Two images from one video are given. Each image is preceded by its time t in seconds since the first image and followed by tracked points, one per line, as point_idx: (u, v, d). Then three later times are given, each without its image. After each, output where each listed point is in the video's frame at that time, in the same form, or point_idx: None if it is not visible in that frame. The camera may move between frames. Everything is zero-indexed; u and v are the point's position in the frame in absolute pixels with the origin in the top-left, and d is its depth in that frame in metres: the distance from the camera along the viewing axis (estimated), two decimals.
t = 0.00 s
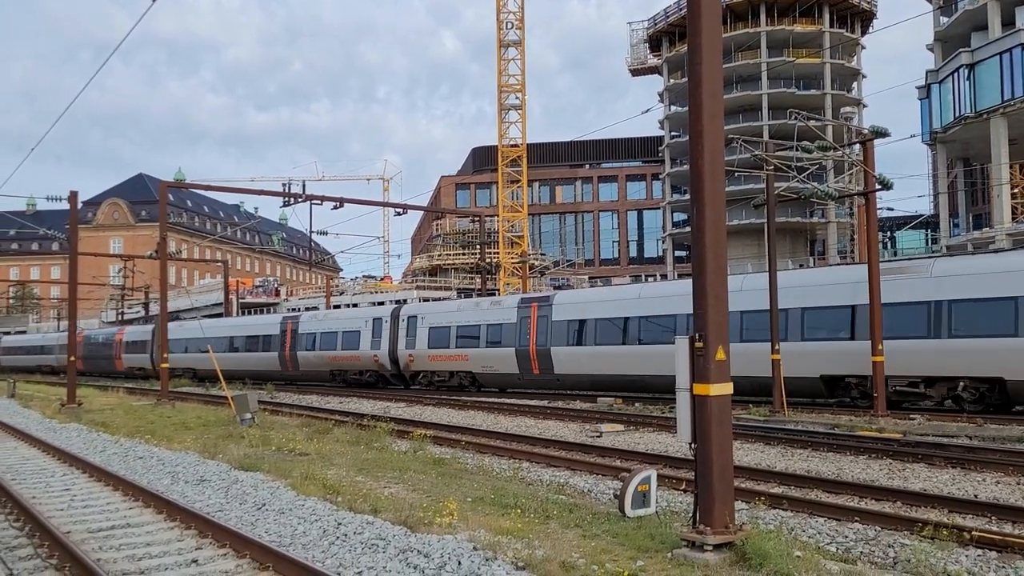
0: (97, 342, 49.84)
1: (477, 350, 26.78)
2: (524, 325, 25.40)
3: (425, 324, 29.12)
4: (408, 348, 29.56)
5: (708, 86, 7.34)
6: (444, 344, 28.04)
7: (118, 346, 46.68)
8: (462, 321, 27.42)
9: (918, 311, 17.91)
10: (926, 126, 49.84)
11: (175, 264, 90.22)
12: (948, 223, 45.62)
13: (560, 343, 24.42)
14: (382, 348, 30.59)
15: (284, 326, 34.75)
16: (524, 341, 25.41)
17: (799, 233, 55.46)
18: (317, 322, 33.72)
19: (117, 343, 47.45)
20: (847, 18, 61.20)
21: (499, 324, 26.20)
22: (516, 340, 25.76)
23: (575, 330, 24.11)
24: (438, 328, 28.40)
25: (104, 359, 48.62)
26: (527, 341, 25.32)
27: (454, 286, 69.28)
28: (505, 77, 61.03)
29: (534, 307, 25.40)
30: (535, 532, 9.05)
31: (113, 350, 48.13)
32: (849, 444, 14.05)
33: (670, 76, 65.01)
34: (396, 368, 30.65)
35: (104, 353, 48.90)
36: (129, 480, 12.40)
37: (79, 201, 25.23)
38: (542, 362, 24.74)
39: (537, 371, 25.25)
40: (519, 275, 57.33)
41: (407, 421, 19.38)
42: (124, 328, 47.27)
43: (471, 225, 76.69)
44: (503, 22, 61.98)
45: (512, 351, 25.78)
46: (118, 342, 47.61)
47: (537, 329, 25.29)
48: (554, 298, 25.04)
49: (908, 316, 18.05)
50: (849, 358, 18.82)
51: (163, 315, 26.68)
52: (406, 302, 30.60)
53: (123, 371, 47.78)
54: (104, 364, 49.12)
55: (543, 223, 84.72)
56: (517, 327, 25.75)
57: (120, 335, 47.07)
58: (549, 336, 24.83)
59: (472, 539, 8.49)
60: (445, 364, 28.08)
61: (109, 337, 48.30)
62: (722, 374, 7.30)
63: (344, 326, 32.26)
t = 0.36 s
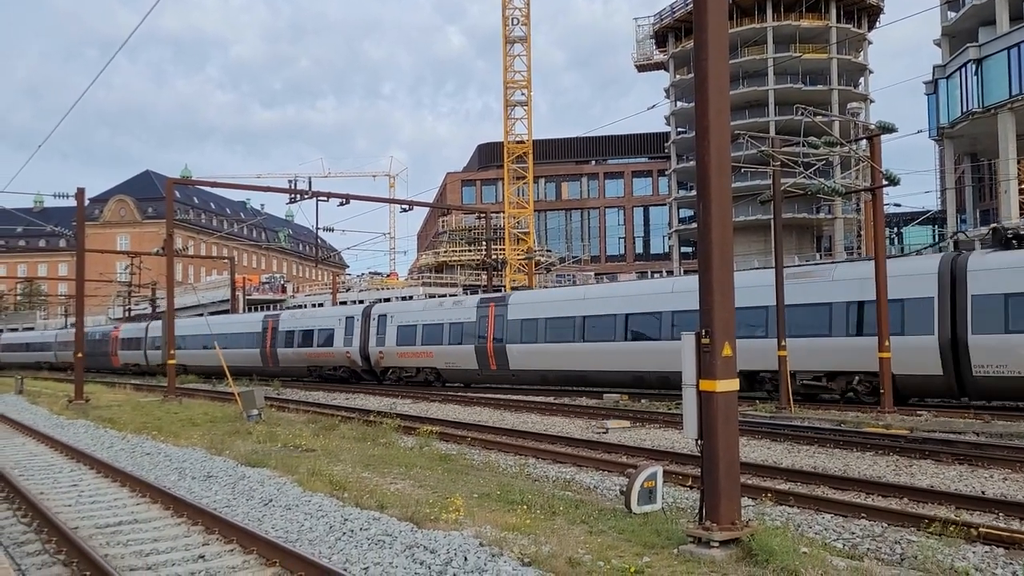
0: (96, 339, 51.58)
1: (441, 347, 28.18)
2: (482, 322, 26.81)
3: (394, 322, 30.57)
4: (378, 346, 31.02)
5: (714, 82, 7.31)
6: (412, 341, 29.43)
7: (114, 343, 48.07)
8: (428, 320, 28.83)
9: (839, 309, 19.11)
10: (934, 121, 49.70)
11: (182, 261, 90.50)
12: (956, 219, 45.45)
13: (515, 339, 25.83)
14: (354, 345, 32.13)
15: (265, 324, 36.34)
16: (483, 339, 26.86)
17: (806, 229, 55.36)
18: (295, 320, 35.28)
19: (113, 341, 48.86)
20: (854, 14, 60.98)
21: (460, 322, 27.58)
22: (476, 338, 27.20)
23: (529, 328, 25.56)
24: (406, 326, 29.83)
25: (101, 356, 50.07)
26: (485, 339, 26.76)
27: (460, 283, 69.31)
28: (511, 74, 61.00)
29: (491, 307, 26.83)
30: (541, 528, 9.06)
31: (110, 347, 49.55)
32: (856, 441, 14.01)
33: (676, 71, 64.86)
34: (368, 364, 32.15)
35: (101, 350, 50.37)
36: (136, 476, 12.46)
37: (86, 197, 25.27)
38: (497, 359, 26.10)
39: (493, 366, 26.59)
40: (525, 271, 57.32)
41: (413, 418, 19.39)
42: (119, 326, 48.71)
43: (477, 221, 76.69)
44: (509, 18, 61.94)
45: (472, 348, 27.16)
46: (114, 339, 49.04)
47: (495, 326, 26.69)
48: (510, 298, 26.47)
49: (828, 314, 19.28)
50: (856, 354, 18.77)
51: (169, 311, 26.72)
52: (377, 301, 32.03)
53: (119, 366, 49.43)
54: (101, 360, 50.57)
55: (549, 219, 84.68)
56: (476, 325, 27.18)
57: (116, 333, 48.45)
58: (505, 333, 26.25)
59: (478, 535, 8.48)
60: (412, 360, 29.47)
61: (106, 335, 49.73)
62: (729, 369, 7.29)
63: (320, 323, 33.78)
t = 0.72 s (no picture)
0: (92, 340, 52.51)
1: (408, 348, 29.40)
2: (446, 325, 28.04)
3: (366, 324, 31.82)
4: (351, 348, 32.23)
5: (720, 80, 7.22)
6: (382, 342, 30.59)
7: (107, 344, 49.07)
8: (396, 322, 30.05)
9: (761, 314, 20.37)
10: (940, 120, 49.53)
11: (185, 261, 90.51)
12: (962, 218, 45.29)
13: (476, 341, 27.10)
14: (327, 346, 33.33)
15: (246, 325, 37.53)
16: (447, 340, 28.06)
17: (810, 228, 55.27)
18: (274, 321, 36.48)
19: (106, 342, 49.85)
20: (859, 12, 60.80)
21: (427, 324, 28.80)
22: (441, 340, 28.39)
23: (487, 330, 26.85)
24: (376, 328, 31.03)
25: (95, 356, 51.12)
26: (449, 340, 27.96)
27: (464, 283, 69.21)
28: (514, 72, 60.91)
29: (454, 310, 28.02)
30: (546, 530, 8.96)
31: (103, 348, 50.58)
32: (863, 441, 13.90)
33: (680, 70, 64.69)
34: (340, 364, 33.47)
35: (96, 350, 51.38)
36: (139, 477, 12.37)
37: (88, 197, 25.19)
38: (460, 359, 27.31)
39: (457, 367, 27.82)
40: (528, 271, 57.21)
41: (417, 418, 19.29)
42: (112, 327, 49.72)
43: (480, 221, 76.57)
44: (512, 17, 61.85)
45: (437, 349, 28.40)
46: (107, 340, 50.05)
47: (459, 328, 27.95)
48: (472, 301, 27.76)
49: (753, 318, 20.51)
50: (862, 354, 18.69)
51: (172, 312, 26.65)
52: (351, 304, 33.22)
53: (112, 366, 50.48)
54: (95, 360, 51.64)
55: (553, 218, 84.54)
56: (440, 327, 28.40)
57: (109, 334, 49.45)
58: (467, 335, 27.50)
59: (483, 537, 8.40)
60: (381, 361, 30.69)
61: (99, 336, 50.74)
62: (735, 370, 7.19)
63: (296, 325, 34.95)
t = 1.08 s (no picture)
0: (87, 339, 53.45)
1: (377, 348, 31.09)
2: (412, 326, 29.70)
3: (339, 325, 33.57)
4: (325, 348, 34.00)
5: (723, 83, 7.30)
6: (353, 342, 32.36)
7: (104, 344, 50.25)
8: (366, 323, 31.79)
9: (687, 317, 21.78)
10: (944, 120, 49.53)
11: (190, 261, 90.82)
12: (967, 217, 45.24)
13: (439, 342, 28.75)
14: (302, 346, 35.04)
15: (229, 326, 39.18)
16: (412, 340, 29.75)
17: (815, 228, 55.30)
18: (254, 322, 38.18)
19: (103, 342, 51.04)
20: (863, 12, 60.84)
21: (394, 325, 30.47)
22: (406, 340, 30.09)
23: (449, 331, 28.47)
24: (349, 329, 32.72)
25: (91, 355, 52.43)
26: (414, 340, 29.64)
27: (469, 283, 69.32)
28: (518, 73, 61.02)
29: (419, 312, 29.66)
30: (550, 527, 9.05)
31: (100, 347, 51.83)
32: (865, 441, 13.96)
33: (684, 70, 64.72)
34: (315, 363, 35.23)
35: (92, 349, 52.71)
36: (146, 476, 12.49)
37: (95, 198, 25.37)
38: (424, 358, 29.04)
39: (421, 365, 29.49)
40: (533, 271, 57.30)
41: (421, 417, 19.39)
42: (109, 327, 50.93)
43: (484, 221, 76.63)
44: (516, 18, 61.99)
45: (404, 349, 30.08)
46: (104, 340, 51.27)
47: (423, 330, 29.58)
48: (436, 304, 29.38)
49: (679, 321, 21.91)
50: (865, 354, 18.74)
51: (179, 312, 26.79)
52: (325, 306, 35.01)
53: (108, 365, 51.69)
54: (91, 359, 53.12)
55: (556, 218, 84.61)
56: (406, 328, 30.09)
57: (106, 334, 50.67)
58: (431, 336, 29.15)
59: (487, 535, 8.49)
60: (354, 360, 32.38)
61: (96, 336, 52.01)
62: (737, 369, 7.28)
63: (274, 326, 36.63)
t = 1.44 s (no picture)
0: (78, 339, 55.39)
1: (350, 348, 32.41)
2: (380, 328, 30.98)
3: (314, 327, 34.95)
4: (300, 349, 35.34)
5: (729, 80, 7.18)
6: (327, 343, 33.70)
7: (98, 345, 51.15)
8: (339, 325, 33.17)
9: (629, 321, 23.07)
10: (951, 119, 49.30)
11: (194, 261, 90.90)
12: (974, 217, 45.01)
13: (405, 343, 29.99)
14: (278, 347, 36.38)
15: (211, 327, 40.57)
16: (381, 341, 31.04)
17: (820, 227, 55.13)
18: (235, 324, 39.61)
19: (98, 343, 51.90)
20: (870, 10, 60.61)
21: (364, 327, 31.79)
22: (375, 341, 31.40)
23: (415, 334, 29.77)
24: (324, 330, 34.04)
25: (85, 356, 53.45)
26: (382, 341, 30.91)
27: (473, 283, 69.25)
28: (523, 72, 60.90)
29: (388, 314, 30.93)
30: (555, 530, 8.94)
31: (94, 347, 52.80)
32: (874, 442, 13.82)
33: (689, 69, 64.59)
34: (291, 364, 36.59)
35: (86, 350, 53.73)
36: (149, 478, 12.39)
37: (98, 198, 25.30)
38: (392, 358, 30.34)
39: (390, 366, 30.74)
40: (537, 271, 57.29)
41: (426, 418, 19.28)
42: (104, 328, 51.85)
43: (489, 221, 76.51)
44: (521, 17, 61.86)
45: (373, 350, 31.37)
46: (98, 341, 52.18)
47: (391, 331, 30.80)
48: (404, 306, 30.63)
49: (622, 324, 23.21)
50: (874, 354, 18.59)
51: (183, 312, 26.72)
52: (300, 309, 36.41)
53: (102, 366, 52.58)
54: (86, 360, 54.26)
55: (562, 217, 84.50)
56: (376, 330, 31.41)
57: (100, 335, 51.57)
58: (398, 337, 30.36)
59: (492, 537, 8.39)
60: (327, 361, 33.71)
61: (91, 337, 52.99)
62: (744, 370, 7.15)
63: (253, 328, 38.04)
